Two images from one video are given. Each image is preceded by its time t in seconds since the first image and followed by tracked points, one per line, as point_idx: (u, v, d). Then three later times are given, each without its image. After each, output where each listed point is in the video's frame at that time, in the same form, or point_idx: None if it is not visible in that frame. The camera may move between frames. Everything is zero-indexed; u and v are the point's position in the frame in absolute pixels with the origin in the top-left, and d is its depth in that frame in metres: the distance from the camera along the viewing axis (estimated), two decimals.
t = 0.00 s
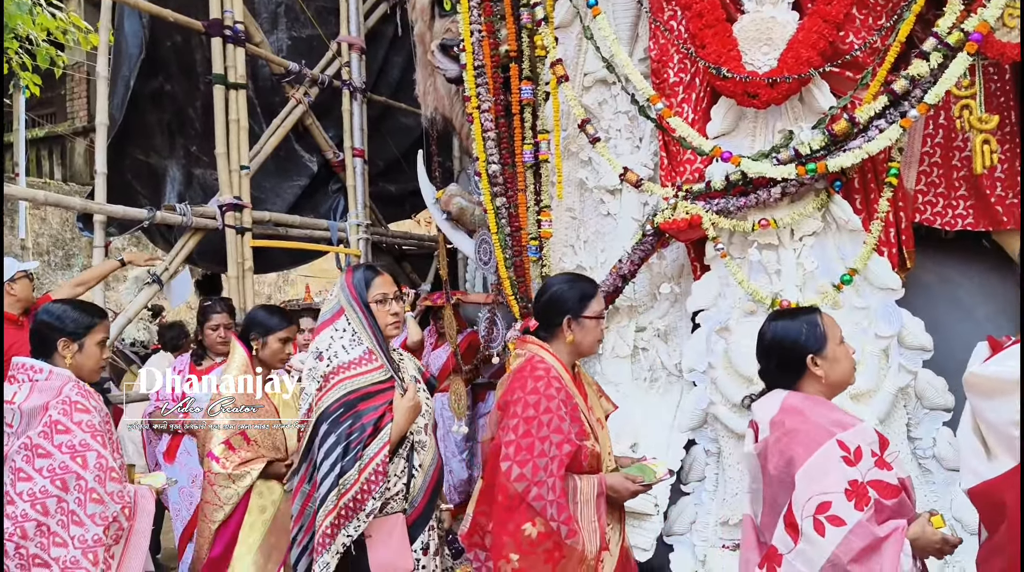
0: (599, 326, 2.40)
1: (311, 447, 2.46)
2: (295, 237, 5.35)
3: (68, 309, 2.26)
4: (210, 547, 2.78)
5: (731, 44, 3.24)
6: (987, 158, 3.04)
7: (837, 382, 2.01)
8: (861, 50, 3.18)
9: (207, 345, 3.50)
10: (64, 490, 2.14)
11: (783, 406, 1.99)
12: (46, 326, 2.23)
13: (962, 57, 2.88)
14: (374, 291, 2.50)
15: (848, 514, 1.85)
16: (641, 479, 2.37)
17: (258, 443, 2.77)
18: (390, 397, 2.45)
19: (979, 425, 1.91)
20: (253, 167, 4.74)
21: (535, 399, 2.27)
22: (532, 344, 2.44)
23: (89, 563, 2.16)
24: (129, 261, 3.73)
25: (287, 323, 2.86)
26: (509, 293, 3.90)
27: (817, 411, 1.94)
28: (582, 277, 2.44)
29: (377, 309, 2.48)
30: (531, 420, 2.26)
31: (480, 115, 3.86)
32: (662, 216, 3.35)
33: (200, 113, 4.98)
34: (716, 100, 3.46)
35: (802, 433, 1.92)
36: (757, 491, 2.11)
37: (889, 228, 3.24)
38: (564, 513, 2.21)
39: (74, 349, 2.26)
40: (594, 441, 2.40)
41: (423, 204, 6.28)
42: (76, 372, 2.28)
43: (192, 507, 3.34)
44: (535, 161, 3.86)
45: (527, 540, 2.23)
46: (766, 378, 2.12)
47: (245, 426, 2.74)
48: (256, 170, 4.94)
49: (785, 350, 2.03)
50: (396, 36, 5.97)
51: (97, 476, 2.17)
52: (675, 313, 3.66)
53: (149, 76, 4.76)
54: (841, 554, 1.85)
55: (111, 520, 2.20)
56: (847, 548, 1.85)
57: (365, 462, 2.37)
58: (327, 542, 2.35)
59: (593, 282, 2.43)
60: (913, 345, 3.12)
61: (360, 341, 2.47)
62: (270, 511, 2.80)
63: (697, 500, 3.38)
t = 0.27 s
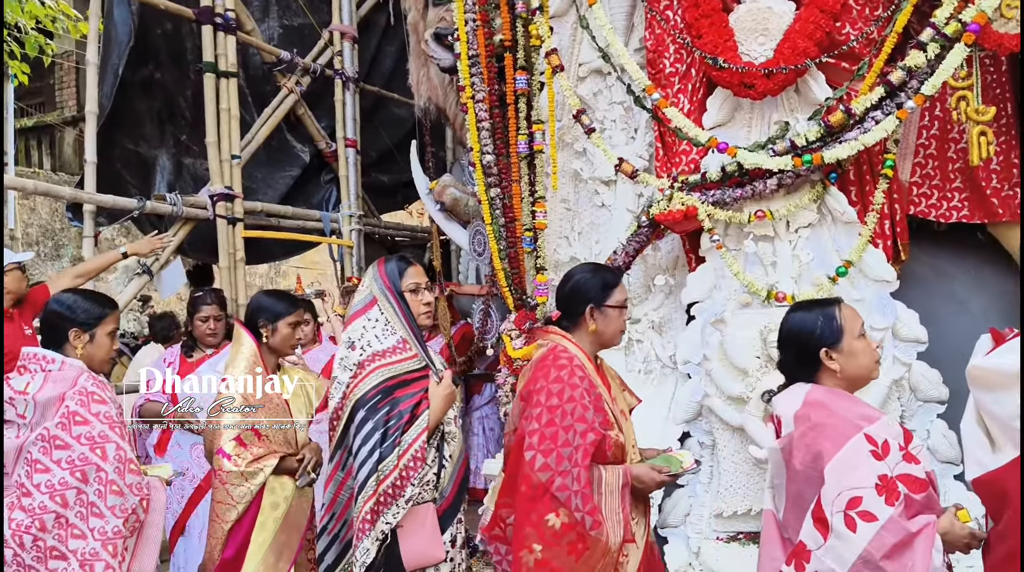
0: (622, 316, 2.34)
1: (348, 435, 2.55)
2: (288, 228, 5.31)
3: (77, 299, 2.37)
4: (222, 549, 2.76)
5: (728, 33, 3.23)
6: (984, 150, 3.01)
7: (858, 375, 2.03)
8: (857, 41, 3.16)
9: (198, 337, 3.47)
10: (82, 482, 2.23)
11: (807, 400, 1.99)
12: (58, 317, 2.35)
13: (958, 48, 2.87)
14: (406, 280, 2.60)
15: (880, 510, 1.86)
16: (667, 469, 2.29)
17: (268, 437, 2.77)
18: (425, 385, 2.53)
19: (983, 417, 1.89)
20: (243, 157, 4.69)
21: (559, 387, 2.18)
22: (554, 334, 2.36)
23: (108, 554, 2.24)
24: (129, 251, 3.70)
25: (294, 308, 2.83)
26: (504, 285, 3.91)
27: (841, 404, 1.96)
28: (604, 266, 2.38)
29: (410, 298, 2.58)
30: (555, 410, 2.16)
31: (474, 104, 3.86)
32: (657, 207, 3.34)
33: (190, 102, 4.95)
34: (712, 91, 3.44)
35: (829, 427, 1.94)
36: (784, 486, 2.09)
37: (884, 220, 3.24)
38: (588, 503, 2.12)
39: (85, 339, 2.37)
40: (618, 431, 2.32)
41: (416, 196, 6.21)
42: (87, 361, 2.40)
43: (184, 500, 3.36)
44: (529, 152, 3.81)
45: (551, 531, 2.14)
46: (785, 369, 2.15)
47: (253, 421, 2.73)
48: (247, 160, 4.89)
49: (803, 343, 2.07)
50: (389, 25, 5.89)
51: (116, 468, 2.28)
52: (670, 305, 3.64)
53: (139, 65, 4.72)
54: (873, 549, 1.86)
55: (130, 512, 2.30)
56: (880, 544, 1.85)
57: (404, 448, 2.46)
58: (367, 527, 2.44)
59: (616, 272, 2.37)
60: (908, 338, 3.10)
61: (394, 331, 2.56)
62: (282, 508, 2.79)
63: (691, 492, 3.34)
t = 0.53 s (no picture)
0: (636, 309, 2.13)
1: (382, 418, 2.45)
2: (278, 223, 5.28)
3: (99, 292, 2.20)
4: (229, 556, 2.53)
5: (719, 29, 3.22)
6: (974, 146, 3.03)
7: (881, 369, 1.81)
8: (848, 37, 3.17)
9: (185, 333, 3.44)
10: (111, 476, 2.09)
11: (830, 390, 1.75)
12: (76, 309, 2.16)
13: (949, 44, 2.88)
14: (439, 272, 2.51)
15: (906, 501, 1.62)
16: (684, 458, 2.08)
17: (271, 436, 2.59)
18: (458, 371, 2.46)
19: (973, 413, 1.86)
20: (234, 151, 4.67)
21: (572, 376, 2.02)
22: (567, 326, 2.18)
23: (138, 548, 2.13)
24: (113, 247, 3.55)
25: (293, 301, 2.63)
26: (494, 280, 3.92)
27: (864, 394, 1.73)
28: (619, 258, 2.19)
29: (444, 289, 2.49)
30: (568, 399, 2.00)
31: (466, 99, 3.83)
32: (648, 203, 3.34)
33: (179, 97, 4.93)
34: (704, 86, 3.43)
35: (855, 417, 1.69)
36: (801, 478, 1.83)
37: (875, 216, 3.25)
38: (605, 490, 1.95)
39: (106, 333, 2.18)
40: (631, 420, 2.14)
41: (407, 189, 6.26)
42: (108, 355, 2.22)
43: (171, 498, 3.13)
44: (520, 147, 3.81)
45: (569, 519, 1.96)
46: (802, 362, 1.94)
47: (257, 420, 2.56)
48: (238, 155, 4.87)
49: (821, 335, 1.86)
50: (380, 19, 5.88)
51: (144, 461, 2.15)
52: (661, 300, 3.64)
53: (127, 58, 4.68)
54: (899, 539, 1.61)
55: (158, 505, 2.19)
56: (905, 534, 1.61)
57: (439, 431, 2.35)
58: (405, 508, 2.34)
59: (631, 264, 2.17)
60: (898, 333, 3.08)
61: (427, 319, 2.45)
62: (289, 507, 2.60)
63: (681, 487, 3.33)
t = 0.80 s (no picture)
0: (652, 311, 2.07)
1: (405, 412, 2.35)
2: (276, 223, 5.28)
3: (131, 292, 2.16)
4: (242, 559, 2.44)
5: (718, 31, 3.22)
6: (971, 149, 3.03)
7: (902, 369, 1.78)
8: (847, 39, 3.17)
9: (181, 334, 3.43)
10: (134, 475, 2.06)
11: (851, 390, 1.74)
12: (108, 308, 2.11)
13: (947, 46, 2.88)
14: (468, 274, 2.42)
15: (926, 497, 1.61)
16: (694, 459, 1.99)
17: (279, 438, 2.50)
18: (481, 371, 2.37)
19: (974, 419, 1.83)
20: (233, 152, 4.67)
21: (580, 376, 2.00)
22: (580, 328, 2.14)
23: (161, 547, 2.09)
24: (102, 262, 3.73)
25: (297, 301, 2.57)
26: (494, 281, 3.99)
27: (889, 393, 1.71)
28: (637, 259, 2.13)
29: (471, 291, 2.41)
30: (576, 399, 1.99)
31: (463, 100, 3.85)
32: (646, 204, 3.35)
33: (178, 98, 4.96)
34: (701, 88, 3.45)
35: (879, 414, 1.68)
36: (822, 474, 1.80)
37: (874, 218, 3.25)
38: (607, 490, 1.93)
39: (135, 332, 2.15)
40: (643, 420, 2.07)
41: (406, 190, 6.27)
42: (135, 355, 2.18)
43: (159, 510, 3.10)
44: (519, 148, 3.83)
45: (574, 517, 1.97)
46: (824, 362, 1.91)
47: (264, 422, 2.47)
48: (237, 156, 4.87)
49: (841, 336, 1.82)
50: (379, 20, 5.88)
51: (168, 460, 2.11)
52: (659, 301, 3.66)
53: (126, 59, 4.68)
54: (916, 531, 1.61)
55: (181, 504, 2.15)
56: (920, 527, 1.60)
57: (462, 427, 2.26)
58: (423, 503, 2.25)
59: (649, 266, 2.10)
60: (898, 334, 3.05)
61: (454, 319, 2.37)
62: (298, 511, 2.50)
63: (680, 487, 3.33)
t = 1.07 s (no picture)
0: (688, 312, 2.06)
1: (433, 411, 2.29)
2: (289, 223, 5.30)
3: (168, 292, 2.16)
4: (272, 558, 2.43)
5: (730, 28, 3.21)
6: (986, 146, 3.01)
7: (936, 366, 1.76)
8: (860, 36, 3.15)
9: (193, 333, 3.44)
10: (167, 470, 2.07)
11: (883, 384, 1.71)
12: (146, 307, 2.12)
13: (962, 43, 2.86)
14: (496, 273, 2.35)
15: (949, 494, 1.59)
16: (731, 463, 2.00)
17: (309, 438, 2.49)
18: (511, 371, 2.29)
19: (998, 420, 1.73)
20: (245, 151, 4.68)
21: (614, 377, 1.96)
22: (614, 326, 2.11)
23: (191, 540, 2.10)
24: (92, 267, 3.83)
25: (325, 300, 2.54)
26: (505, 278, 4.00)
27: (922, 390, 1.68)
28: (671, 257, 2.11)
29: (501, 290, 2.33)
30: (610, 401, 1.94)
31: (475, 100, 3.86)
32: (658, 203, 3.34)
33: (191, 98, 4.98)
34: (714, 86, 3.42)
35: (909, 409, 1.66)
36: (848, 468, 1.78)
37: (888, 216, 3.23)
38: (644, 496, 1.88)
39: (173, 331, 2.15)
40: (679, 422, 2.02)
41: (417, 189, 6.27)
42: (172, 353, 2.18)
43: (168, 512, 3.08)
44: (531, 147, 3.84)
45: (610, 522, 1.94)
46: (856, 358, 1.87)
47: (293, 421, 2.46)
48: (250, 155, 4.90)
49: (879, 331, 1.78)
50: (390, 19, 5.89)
51: (200, 456, 2.12)
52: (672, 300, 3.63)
53: (140, 59, 4.70)
54: (936, 527, 1.59)
55: (213, 498, 2.15)
56: (942, 523, 1.59)
57: (490, 427, 2.20)
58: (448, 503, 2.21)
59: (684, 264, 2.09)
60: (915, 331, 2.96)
61: (481, 318, 2.29)
62: (327, 509, 2.50)
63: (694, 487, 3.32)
